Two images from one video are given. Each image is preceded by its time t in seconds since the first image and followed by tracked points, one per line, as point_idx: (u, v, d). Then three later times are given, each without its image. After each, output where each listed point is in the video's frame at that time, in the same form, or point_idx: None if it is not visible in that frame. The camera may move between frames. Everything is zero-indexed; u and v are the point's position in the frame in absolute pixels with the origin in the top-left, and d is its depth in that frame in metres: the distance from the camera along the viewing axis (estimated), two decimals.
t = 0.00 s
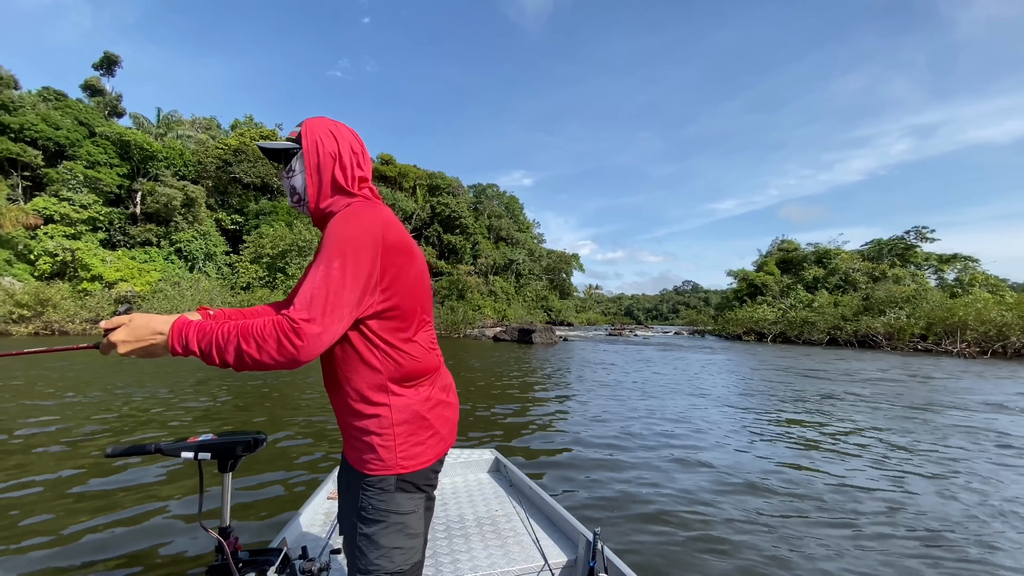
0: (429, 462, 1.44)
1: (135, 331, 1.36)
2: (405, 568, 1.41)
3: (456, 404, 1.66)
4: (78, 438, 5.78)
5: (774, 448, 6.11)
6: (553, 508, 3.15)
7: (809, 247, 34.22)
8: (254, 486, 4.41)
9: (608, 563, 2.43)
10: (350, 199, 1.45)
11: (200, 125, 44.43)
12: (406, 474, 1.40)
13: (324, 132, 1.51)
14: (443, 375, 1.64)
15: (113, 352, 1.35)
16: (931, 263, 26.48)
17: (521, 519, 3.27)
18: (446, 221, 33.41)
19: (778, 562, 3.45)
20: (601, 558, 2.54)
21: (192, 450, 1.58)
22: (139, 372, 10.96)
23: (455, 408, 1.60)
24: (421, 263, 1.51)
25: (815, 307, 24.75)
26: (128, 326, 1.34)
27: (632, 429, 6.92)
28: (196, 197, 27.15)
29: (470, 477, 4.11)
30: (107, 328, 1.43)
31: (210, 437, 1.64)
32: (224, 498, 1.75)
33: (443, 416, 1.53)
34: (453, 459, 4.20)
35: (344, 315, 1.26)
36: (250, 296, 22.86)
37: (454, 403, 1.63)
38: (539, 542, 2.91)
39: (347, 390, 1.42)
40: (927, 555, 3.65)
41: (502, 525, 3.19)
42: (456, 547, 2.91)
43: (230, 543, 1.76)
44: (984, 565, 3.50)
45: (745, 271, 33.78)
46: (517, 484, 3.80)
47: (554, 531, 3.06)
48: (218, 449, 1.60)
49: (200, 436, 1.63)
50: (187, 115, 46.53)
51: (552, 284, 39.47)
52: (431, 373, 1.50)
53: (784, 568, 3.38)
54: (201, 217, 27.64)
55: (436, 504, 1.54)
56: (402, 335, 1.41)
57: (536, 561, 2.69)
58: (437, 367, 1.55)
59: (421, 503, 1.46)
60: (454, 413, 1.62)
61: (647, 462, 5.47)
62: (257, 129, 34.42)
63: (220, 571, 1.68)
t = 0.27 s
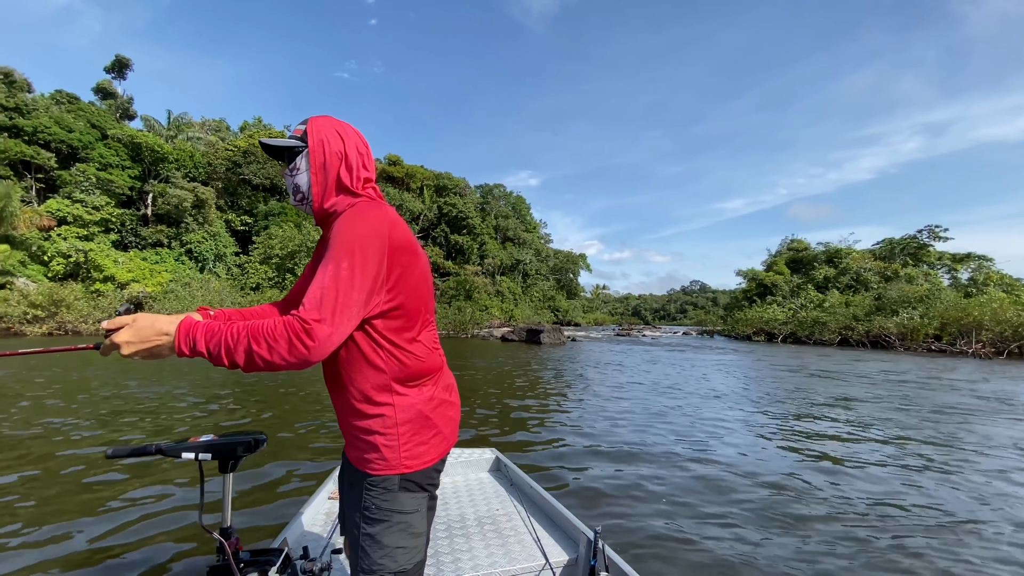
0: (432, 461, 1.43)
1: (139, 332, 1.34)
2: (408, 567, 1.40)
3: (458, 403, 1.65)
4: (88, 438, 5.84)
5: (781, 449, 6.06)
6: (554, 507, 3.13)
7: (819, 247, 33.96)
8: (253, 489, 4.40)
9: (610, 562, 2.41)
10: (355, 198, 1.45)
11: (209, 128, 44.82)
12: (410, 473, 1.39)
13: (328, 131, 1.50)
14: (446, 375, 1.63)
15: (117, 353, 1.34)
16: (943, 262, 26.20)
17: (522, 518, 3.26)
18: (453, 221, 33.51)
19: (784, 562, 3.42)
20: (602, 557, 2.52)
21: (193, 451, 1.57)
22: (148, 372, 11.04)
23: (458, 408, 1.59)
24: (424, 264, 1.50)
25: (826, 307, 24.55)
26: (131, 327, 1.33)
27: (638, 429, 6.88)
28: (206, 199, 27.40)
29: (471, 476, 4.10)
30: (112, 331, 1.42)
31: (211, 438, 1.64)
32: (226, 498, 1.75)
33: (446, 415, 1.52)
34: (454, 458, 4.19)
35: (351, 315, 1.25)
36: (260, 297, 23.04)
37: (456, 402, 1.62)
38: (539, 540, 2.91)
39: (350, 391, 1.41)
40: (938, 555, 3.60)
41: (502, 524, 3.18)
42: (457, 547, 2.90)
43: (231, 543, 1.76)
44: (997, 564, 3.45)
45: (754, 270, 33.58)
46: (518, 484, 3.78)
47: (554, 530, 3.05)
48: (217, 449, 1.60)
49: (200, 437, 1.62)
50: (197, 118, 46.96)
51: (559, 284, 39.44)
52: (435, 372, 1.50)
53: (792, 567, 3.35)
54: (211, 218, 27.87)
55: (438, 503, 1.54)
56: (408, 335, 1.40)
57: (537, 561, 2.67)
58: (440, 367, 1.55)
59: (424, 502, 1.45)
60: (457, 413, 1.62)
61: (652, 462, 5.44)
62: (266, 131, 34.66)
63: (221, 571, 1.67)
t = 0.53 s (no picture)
0: (432, 461, 1.43)
1: (156, 349, 1.31)
2: (407, 567, 1.39)
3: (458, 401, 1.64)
4: (96, 437, 5.89)
5: (788, 450, 6.00)
6: (553, 507, 3.12)
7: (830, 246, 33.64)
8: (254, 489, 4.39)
9: (608, 561, 2.40)
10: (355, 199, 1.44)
11: (219, 129, 45.20)
12: (409, 472, 1.38)
13: (328, 131, 1.49)
14: (446, 374, 1.63)
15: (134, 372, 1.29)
16: (957, 261, 25.86)
17: (521, 518, 3.25)
18: (461, 221, 33.57)
19: (790, 564, 3.38)
20: (601, 557, 2.51)
21: (193, 450, 1.57)
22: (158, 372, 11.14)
23: (458, 407, 1.59)
24: (424, 263, 1.49)
25: (837, 307, 24.31)
26: (148, 343, 1.30)
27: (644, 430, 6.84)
28: (216, 200, 27.64)
29: (470, 476, 4.09)
30: (125, 347, 1.39)
31: (210, 437, 1.63)
32: (224, 497, 1.75)
33: (446, 414, 1.51)
34: (452, 458, 4.18)
35: (353, 318, 1.24)
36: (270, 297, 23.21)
37: (456, 402, 1.62)
38: (538, 540, 2.89)
39: (351, 392, 1.40)
40: (946, 558, 3.55)
41: (501, 524, 3.17)
42: (455, 547, 2.89)
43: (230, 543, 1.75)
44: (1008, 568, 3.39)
45: (764, 270, 33.33)
46: (517, 483, 3.76)
47: (552, 529, 3.04)
48: (216, 448, 1.59)
49: (200, 437, 1.62)
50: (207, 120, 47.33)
51: (566, 284, 39.37)
52: (435, 371, 1.49)
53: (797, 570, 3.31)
54: (221, 219, 28.10)
55: (437, 502, 1.53)
56: (408, 335, 1.39)
57: (535, 560, 2.66)
58: (440, 366, 1.54)
59: (423, 501, 1.44)
60: (457, 412, 1.61)
61: (657, 463, 5.41)
62: (275, 133, 34.91)
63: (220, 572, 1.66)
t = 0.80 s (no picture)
0: (430, 462, 1.41)
1: (177, 364, 1.36)
2: (405, 568, 1.38)
3: (457, 402, 1.63)
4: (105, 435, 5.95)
5: (796, 451, 5.94)
6: (553, 508, 3.10)
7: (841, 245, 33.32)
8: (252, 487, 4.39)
9: (607, 563, 2.38)
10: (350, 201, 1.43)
11: (228, 131, 45.56)
12: (407, 474, 1.37)
13: (325, 132, 1.48)
14: (445, 374, 1.62)
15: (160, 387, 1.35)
16: (971, 260, 25.52)
17: (520, 518, 3.23)
18: (468, 222, 33.61)
19: (796, 565, 3.34)
20: (601, 558, 2.49)
21: (192, 449, 1.57)
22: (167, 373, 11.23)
23: (456, 408, 1.58)
24: (422, 262, 1.48)
25: (849, 307, 24.06)
26: (168, 360, 1.35)
27: (649, 431, 6.79)
28: (226, 201, 27.87)
29: (469, 477, 4.07)
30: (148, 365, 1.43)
31: (209, 437, 1.63)
32: (223, 497, 1.74)
33: (443, 415, 1.50)
34: (451, 459, 4.15)
35: (348, 322, 1.23)
36: (279, 298, 23.37)
37: (455, 401, 1.60)
38: (537, 541, 2.88)
39: (349, 394, 1.40)
40: (955, 559, 3.49)
41: (500, 525, 3.15)
42: (454, 547, 2.87)
43: (229, 543, 1.74)
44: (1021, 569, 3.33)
45: (774, 270, 33.07)
46: (516, 484, 3.74)
47: (552, 530, 3.02)
48: (215, 448, 1.59)
49: (199, 436, 1.62)
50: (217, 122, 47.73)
51: (573, 285, 39.29)
52: (432, 372, 1.48)
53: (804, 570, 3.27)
54: (231, 220, 28.31)
55: (436, 502, 1.52)
56: (405, 338, 1.38)
57: (535, 561, 2.65)
58: (438, 366, 1.53)
59: (421, 502, 1.43)
60: (456, 413, 1.59)
61: (662, 463, 5.37)
62: (284, 134, 35.16)
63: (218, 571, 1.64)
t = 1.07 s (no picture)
0: (429, 464, 1.40)
1: (171, 357, 1.36)
2: (404, 570, 1.37)
3: (457, 404, 1.62)
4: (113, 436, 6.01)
5: (804, 453, 5.87)
6: (552, 509, 3.09)
7: (853, 244, 32.99)
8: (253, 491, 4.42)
9: (607, 564, 2.37)
10: (346, 201, 1.42)
11: (238, 133, 45.93)
12: (406, 475, 1.36)
13: (322, 133, 1.47)
14: (444, 376, 1.61)
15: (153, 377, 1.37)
16: (987, 259, 25.16)
17: (520, 520, 3.22)
18: (475, 222, 33.65)
19: (802, 568, 3.30)
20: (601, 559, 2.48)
21: (192, 450, 1.57)
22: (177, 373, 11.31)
23: (456, 410, 1.57)
24: (421, 263, 1.47)
25: (861, 307, 23.80)
26: (165, 353, 1.36)
27: (656, 433, 6.75)
28: (236, 203, 28.11)
29: (469, 478, 4.05)
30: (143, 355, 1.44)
31: (210, 438, 1.63)
32: (222, 498, 1.73)
33: (443, 417, 1.49)
34: (451, 460, 4.13)
35: (344, 321, 1.22)
36: (289, 298, 23.54)
37: (455, 403, 1.59)
38: (537, 542, 2.87)
39: (348, 395, 1.39)
40: (966, 563, 3.44)
41: (501, 526, 3.13)
42: (455, 548, 2.85)
43: (228, 544, 1.74)
44: None
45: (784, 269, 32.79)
46: (516, 485, 3.72)
47: (552, 532, 3.00)
48: (216, 449, 1.59)
49: (199, 437, 1.62)
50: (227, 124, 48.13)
51: (581, 285, 39.21)
52: (432, 373, 1.46)
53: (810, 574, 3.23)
54: (241, 221, 28.53)
55: (436, 504, 1.51)
56: (403, 339, 1.37)
57: (534, 562, 2.63)
58: (437, 368, 1.52)
59: (421, 504, 1.42)
60: (456, 414, 1.58)
61: (668, 465, 5.33)
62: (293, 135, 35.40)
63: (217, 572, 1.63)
